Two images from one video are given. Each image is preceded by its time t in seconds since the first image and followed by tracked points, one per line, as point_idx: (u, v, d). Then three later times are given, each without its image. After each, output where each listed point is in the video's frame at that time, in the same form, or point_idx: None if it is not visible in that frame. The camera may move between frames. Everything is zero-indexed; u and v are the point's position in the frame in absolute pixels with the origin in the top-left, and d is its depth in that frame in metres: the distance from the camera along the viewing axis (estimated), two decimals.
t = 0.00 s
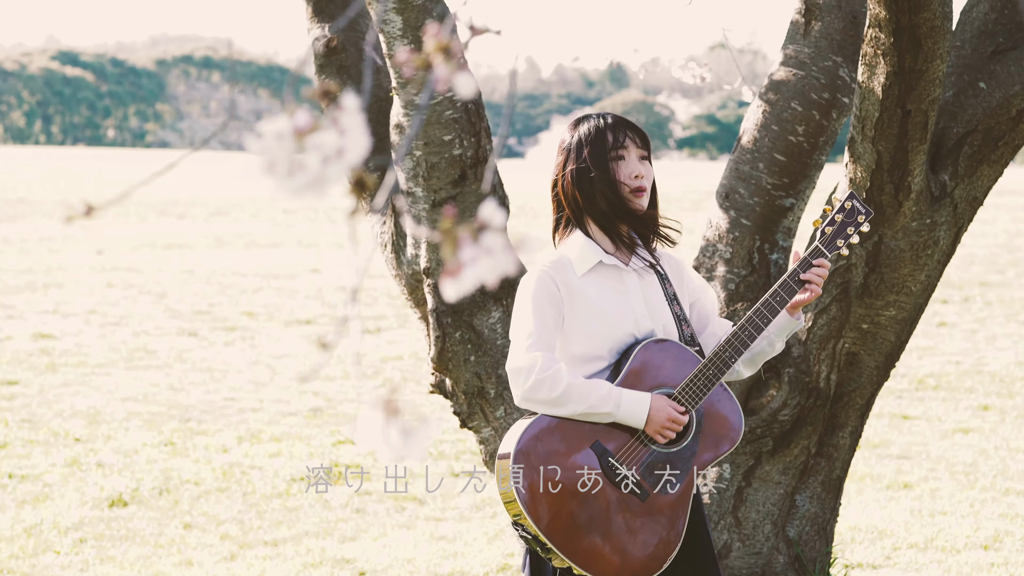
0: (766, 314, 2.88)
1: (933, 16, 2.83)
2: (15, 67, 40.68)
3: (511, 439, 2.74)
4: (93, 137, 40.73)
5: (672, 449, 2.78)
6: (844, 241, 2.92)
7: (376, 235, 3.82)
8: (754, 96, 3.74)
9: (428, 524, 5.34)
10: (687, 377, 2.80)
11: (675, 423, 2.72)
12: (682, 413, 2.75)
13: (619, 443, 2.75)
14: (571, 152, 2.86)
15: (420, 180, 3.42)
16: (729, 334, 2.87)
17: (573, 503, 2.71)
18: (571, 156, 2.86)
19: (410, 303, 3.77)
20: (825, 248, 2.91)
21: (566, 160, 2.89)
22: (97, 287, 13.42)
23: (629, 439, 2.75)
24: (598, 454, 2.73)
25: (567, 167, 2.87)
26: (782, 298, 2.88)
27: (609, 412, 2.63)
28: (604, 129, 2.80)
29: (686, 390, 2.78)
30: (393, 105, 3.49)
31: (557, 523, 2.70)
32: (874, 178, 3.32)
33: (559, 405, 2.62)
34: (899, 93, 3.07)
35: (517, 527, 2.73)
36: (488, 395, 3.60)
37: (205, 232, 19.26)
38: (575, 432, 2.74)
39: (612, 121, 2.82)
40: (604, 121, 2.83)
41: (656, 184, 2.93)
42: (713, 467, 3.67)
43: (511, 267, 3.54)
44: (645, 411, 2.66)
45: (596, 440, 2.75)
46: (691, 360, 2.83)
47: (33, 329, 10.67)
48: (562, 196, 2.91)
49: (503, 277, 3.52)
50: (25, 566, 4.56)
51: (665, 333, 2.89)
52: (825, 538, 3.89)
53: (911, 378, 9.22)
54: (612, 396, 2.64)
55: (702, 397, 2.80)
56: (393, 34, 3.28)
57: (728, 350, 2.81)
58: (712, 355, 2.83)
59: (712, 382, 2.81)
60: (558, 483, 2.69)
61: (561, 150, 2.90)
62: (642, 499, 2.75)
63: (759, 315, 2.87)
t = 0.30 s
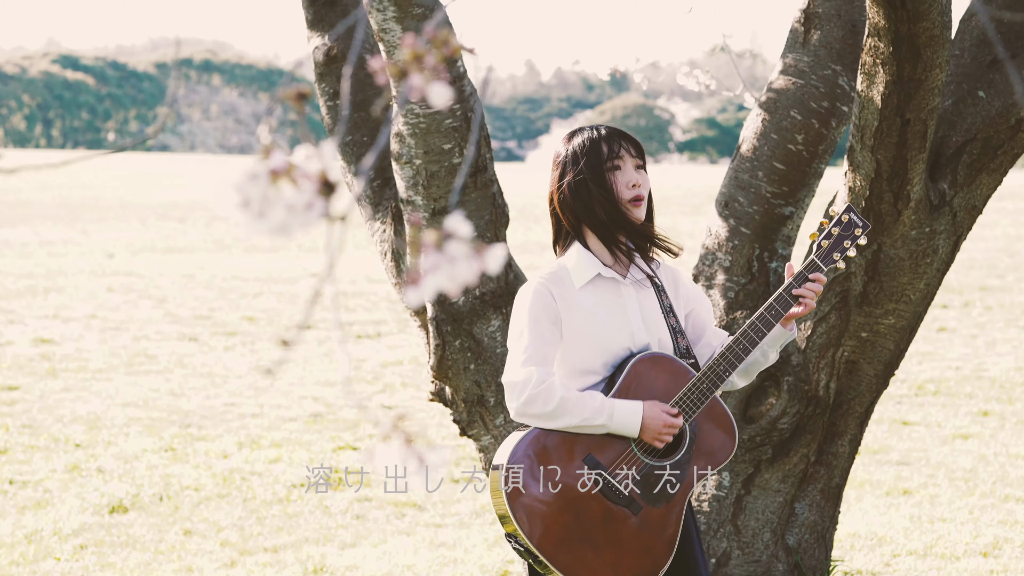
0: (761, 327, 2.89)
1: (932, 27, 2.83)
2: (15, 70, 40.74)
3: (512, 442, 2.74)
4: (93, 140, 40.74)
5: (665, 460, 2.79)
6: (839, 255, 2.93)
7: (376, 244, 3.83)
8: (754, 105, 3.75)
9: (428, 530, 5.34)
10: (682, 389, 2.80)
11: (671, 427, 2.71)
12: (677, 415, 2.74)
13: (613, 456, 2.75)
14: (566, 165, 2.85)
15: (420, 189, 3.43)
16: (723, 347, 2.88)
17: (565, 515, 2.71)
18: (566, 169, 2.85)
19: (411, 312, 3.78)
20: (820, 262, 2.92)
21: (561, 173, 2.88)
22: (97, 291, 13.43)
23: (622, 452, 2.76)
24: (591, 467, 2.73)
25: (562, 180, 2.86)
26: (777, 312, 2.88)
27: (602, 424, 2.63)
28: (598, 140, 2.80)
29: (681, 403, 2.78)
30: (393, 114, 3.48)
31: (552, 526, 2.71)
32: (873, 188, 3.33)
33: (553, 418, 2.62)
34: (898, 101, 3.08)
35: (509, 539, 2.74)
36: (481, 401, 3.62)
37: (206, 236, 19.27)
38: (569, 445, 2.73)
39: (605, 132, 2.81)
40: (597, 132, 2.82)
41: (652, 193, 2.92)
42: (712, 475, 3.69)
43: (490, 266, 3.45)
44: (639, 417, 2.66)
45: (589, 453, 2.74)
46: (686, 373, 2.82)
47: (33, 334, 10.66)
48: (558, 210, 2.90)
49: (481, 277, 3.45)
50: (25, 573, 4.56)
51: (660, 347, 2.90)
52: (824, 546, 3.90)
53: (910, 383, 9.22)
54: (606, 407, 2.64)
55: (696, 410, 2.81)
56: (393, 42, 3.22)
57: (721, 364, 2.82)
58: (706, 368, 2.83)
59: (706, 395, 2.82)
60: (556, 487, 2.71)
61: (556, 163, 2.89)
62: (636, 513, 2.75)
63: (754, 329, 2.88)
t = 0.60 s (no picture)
0: (756, 334, 2.91)
1: (932, 36, 2.84)
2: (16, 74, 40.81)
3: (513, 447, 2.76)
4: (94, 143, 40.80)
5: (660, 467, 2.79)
6: (835, 262, 2.97)
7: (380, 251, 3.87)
8: (754, 113, 3.77)
9: (429, 536, 5.35)
10: (677, 396, 2.80)
11: (662, 440, 2.70)
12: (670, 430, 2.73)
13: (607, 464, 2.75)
14: (563, 174, 2.85)
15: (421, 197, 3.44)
16: (719, 355, 2.89)
17: (560, 524, 2.73)
18: (563, 179, 2.85)
19: (412, 319, 3.79)
20: (817, 269, 2.95)
21: (558, 183, 2.88)
22: (98, 295, 13.45)
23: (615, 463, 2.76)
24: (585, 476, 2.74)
25: (560, 189, 2.86)
26: (773, 319, 2.91)
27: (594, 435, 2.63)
28: (597, 150, 2.81)
29: (676, 410, 2.78)
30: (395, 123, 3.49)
31: (553, 535, 2.73)
32: (873, 197, 3.34)
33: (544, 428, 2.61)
34: (898, 110, 3.09)
35: (505, 548, 2.76)
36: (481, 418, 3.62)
37: (207, 240, 19.29)
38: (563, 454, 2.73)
39: (604, 142, 2.82)
40: (595, 143, 2.83)
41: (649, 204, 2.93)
42: (712, 483, 3.71)
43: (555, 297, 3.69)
44: (630, 430, 2.65)
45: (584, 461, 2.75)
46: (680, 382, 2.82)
47: (35, 339, 10.68)
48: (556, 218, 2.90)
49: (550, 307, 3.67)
50: None
51: (657, 355, 2.91)
52: (824, 553, 3.90)
53: (910, 389, 9.23)
54: (598, 417, 2.63)
55: (691, 418, 2.81)
56: (393, 50, 3.25)
57: (717, 371, 2.83)
58: (701, 376, 2.84)
59: (701, 403, 2.82)
60: (555, 496, 2.72)
61: (554, 172, 2.89)
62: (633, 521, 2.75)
63: (750, 336, 2.90)
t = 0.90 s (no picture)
0: (750, 338, 2.90)
1: (933, 45, 2.86)
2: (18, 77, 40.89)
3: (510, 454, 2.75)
4: (94, 146, 40.83)
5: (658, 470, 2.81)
6: (827, 264, 2.93)
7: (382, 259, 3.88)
8: (754, 121, 3.78)
9: (431, 542, 5.36)
10: (674, 401, 2.82)
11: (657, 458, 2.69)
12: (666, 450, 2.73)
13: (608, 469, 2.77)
14: (558, 185, 2.85)
15: (424, 206, 3.47)
16: (714, 360, 2.90)
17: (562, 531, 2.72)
18: (558, 190, 2.85)
19: (415, 327, 3.82)
20: (809, 271, 2.92)
21: (553, 193, 2.88)
22: (100, 300, 13.47)
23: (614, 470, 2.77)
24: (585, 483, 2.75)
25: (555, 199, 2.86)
26: (766, 322, 2.90)
27: (592, 446, 2.63)
28: (594, 164, 2.80)
29: (673, 415, 2.79)
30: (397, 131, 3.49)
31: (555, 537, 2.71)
32: (874, 205, 3.36)
33: (544, 437, 2.60)
34: (899, 119, 3.11)
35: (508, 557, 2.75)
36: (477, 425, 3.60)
37: (208, 244, 19.32)
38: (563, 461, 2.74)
39: (601, 157, 2.82)
40: (593, 157, 2.82)
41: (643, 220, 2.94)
42: (714, 490, 3.73)
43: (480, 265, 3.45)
44: (628, 444, 2.66)
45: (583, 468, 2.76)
46: (677, 387, 2.84)
47: (37, 343, 10.70)
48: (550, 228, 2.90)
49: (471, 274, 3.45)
50: None
51: (653, 362, 2.91)
52: (825, 560, 3.91)
53: (912, 393, 9.24)
54: (596, 429, 2.64)
55: (688, 422, 2.82)
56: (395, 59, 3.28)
57: (713, 376, 2.84)
58: (698, 381, 2.85)
59: (698, 408, 2.83)
60: (556, 497, 2.72)
61: (549, 182, 2.90)
62: (633, 526, 2.77)
63: (743, 341, 2.89)
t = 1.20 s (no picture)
0: (753, 349, 2.91)
1: (935, 51, 2.87)
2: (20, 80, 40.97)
3: (517, 456, 2.79)
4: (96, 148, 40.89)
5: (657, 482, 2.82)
6: (830, 278, 2.95)
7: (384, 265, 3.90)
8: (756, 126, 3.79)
9: (433, 546, 5.37)
10: (676, 412, 2.83)
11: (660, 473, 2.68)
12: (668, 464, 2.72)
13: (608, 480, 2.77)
14: (558, 194, 2.87)
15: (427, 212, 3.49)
16: (717, 371, 2.91)
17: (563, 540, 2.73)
18: (558, 198, 2.86)
19: (418, 332, 3.84)
20: (813, 285, 2.94)
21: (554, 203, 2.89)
22: (103, 303, 13.49)
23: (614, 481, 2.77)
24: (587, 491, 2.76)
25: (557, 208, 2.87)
26: (769, 334, 2.91)
27: (595, 459, 2.63)
28: (592, 170, 2.81)
29: (676, 425, 2.80)
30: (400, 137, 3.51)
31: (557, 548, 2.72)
32: (876, 211, 3.37)
33: (548, 449, 2.61)
34: (901, 125, 3.12)
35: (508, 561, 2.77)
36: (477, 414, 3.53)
37: (210, 247, 19.36)
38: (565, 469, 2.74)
39: (599, 162, 2.83)
40: (590, 162, 2.83)
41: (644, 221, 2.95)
42: (716, 495, 3.75)
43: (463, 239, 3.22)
44: (631, 459, 2.65)
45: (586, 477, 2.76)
46: (679, 397, 2.85)
47: (39, 347, 10.71)
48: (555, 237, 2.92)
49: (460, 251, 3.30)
50: None
51: (655, 371, 2.92)
52: (827, 565, 3.91)
53: (914, 396, 9.24)
54: (601, 443, 2.64)
55: (690, 433, 2.84)
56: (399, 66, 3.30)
57: (715, 388, 2.85)
58: (700, 392, 2.86)
59: (700, 419, 2.85)
60: (555, 509, 2.72)
61: (550, 192, 2.91)
62: (633, 535, 2.78)
63: (746, 354, 2.90)
